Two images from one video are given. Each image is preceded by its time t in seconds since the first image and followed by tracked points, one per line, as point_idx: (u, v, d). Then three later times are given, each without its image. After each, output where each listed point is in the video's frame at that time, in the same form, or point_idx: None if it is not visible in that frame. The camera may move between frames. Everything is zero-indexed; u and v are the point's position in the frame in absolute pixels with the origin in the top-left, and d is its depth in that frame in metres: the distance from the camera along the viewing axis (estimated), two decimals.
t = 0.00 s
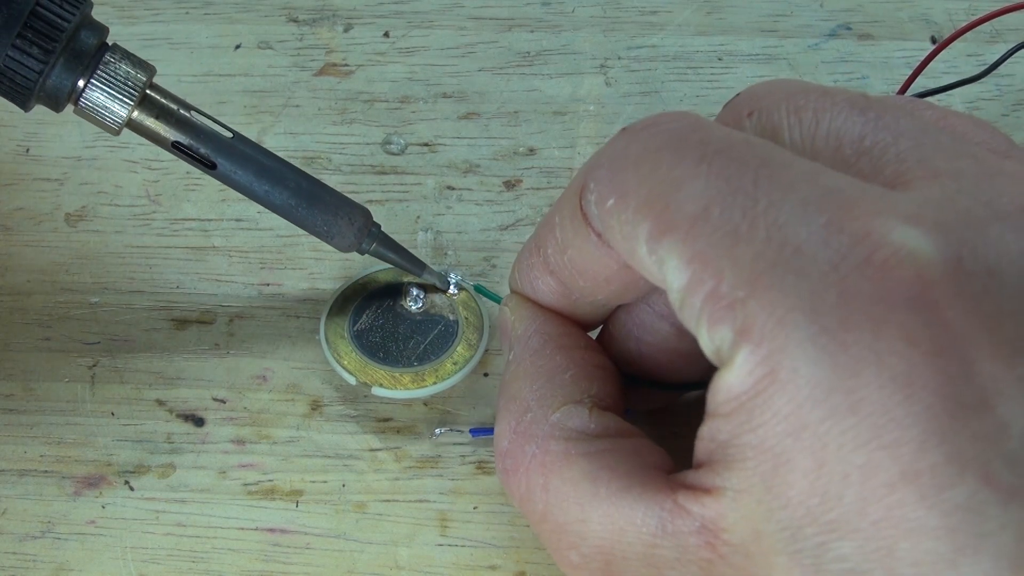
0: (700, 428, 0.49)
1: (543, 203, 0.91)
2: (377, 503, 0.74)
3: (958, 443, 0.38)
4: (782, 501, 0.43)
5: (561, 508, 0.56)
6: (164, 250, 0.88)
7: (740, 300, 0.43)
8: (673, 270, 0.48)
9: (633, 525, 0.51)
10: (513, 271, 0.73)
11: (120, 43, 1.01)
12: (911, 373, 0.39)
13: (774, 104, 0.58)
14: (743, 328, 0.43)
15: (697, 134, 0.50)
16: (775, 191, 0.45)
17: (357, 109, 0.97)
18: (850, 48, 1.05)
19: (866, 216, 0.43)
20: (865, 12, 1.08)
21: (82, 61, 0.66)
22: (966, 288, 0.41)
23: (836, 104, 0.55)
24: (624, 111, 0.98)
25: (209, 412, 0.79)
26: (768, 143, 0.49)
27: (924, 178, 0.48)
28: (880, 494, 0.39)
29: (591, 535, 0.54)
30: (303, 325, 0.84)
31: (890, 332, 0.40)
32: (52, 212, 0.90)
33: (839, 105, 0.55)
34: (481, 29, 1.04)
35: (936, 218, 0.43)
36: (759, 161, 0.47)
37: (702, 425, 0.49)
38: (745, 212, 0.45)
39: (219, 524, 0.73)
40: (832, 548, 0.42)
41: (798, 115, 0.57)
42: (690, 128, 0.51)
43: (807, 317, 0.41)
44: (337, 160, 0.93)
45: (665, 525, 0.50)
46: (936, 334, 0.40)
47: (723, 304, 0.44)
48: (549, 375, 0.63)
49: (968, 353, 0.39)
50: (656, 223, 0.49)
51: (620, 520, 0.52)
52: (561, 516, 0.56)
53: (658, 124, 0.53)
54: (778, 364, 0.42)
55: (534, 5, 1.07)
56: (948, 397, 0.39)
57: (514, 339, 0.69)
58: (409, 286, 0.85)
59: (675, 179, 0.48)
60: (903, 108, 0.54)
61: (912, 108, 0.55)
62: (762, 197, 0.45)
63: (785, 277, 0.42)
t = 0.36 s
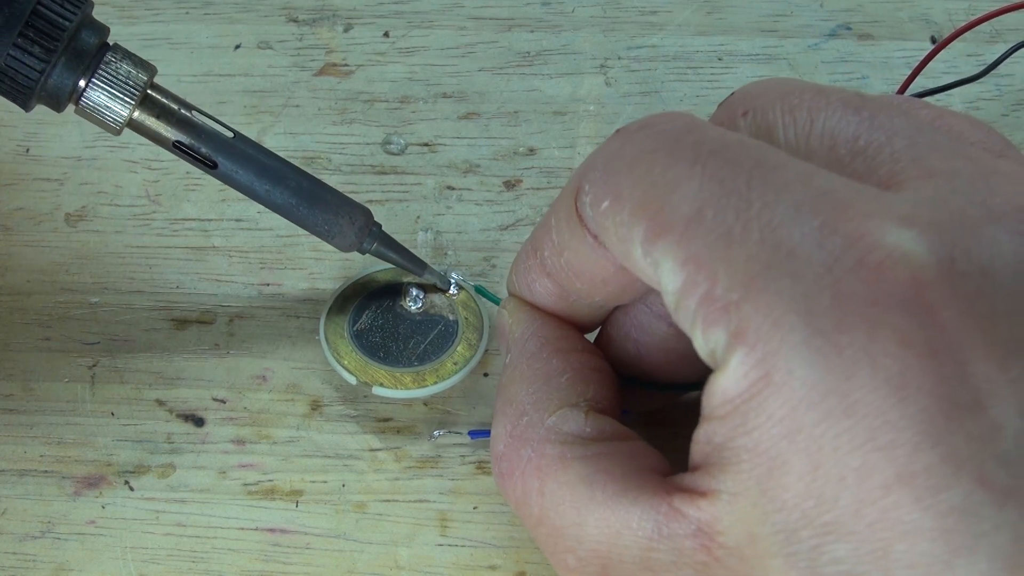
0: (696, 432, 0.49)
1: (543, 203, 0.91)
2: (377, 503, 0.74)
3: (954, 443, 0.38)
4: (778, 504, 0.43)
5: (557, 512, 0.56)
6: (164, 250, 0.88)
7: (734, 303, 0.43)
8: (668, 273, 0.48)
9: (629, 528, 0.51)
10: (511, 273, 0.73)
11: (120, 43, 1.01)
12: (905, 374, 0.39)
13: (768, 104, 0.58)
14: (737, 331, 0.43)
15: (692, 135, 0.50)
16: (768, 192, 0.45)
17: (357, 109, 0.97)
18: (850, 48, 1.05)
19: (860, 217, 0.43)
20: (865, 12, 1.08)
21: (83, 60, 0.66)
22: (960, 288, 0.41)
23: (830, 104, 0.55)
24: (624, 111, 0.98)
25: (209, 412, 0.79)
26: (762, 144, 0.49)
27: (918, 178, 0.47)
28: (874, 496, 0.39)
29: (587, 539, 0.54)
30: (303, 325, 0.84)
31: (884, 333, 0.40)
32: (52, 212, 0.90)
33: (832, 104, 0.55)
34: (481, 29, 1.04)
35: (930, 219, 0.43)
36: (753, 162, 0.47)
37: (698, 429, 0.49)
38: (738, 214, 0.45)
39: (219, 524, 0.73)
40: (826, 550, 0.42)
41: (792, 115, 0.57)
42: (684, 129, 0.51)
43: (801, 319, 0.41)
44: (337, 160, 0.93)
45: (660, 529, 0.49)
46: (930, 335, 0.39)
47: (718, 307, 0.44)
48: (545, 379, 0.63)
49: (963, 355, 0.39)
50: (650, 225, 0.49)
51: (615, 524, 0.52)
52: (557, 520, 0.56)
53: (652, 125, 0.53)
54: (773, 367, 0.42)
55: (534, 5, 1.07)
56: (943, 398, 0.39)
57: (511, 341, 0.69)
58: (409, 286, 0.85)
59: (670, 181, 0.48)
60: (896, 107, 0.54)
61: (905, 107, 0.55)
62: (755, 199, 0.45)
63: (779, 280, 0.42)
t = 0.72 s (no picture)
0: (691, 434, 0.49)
1: (543, 203, 0.91)
2: (377, 503, 0.74)
3: (948, 444, 0.38)
4: (772, 506, 0.43)
5: (554, 514, 0.56)
6: (164, 250, 0.88)
7: (727, 305, 0.43)
8: (662, 275, 0.48)
9: (625, 529, 0.51)
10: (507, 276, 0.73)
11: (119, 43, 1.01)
12: (898, 376, 0.39)
13: (762, 105, 0.58)
14: (731, 333, 0.43)
15: (685, 137, 0.50)
16: (761, 195, 0.45)
17: (357, 109, 0.97)
18: (850, 48, 1.05)
19: (852, 219, 0.43)
20: (865, 13, 1.08)
21: (84, 62, 0.66)
22: (952, 288, 0.41)
23: (823, 105, 0.55)
24: (624, 111, 0.98)
25: (209, 412, 0.79)
26: (755, 146, 0.49)
27: (911, 179, 0.48)
28: (869, 497, 0.39)
29: (583, 541, 0.54)
30: (303, 325, 0.84)
31: (877, 334, 0.40)
32: (52, 212, 0.90)
33: (825, 106, 0.55)
34: (481, 29, 1.04)
35: (922, 220, 0.43)
36: (746, 164, 0.47)
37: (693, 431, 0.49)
38: (732, 217, 0.45)
39: (220, 524, 0.73)
40: (821, 551, 0.42)
41: (786, 117, 0.57)
42: (677, 132, 0.51)
43: (795, 321, 0.41)
44: (337, 160, 0.93)
45: (656, 531, 0.49)
46: (922, 336, 0.40)
47: (712, 309, 0.44)
48: (542, 381, 0.64)
49: (955, 356, 0.39)
50: (644, 227, 0.49)
51: (611, 526, 0.52)
52: (554, 523, 0.56)
53: (646, 127, 0.53)
54: (767, 369, 0.42)
55: (534, 5, 1.07)
56: (936, 399, 0.39)
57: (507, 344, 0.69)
58: (410, 286, 0.85)
59: (663, 184, 0.48)
60: (888, 107, 0.54)
61: (897, 107, 0.55)
62: (748, 202, 0.45)
63: (773, 281, 0.42)
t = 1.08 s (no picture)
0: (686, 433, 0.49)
1: (543, 203, 0.91)
2: (377, 503, 0.74)
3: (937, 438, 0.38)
4: (764, 501, 0.43)
5: (548, 513, 0.56)
6: (164, 250, 0.88)
7: (719, 302, 0.43)
8: (654, 274, 0.47)
9: (620, 527, 0.51)
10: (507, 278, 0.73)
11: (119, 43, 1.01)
12: (888, 371, 0.39)
13: (757, 103, 0.58)
14: (723, 330, 0.43)
15: (676, 137, 0.50)
16: (752, 192, 0.45)
17: (357, 109, 0.97)
18: (849, 48, 1.05)
19: (842, 216, 0.43)
20: (865, 12, 1.08)
21: (79, 61, 0.65)
22: (942, 283, 0.41)
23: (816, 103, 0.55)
24: (624, 111, 0.98)
25: (209, 412, 0.79)
26: (746, 144, 0.49)
27: (903, 176, 0.48)
28: (859, 491, 0.39)
29: (577, 541, 0.54)
30: (303, 325, 0.84)
31: (867, 329, 0.40)
32: (52, 212, 0.90)
33: (818, 104, 0.55)
34: (481, 29, 1.04)
35: (912, 216, 0.43)
36: (737, 163, 0.47)
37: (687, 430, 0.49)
38: (723, 215, 0.45)
39: (220, 524, 0.73)
40: (812, 546, 0.42)
41: (779, 115, 0.57)
42: (668, 131, 0.50)
43: (785, 317, 0.41)
44: (337, 160, 0.93)
45: (650, 529, 0.49)
46: (912, 332, 0.39)
47: (704, 307, 0.44)
48: (537, 381, 0.63)
49: (945, 351, 0.39)
50: (637, 227, 0.48)
51: (606, 524, 0.52)
52: (549, 522, 0.56)
53: (637, 127, 0.52)
54: (758, 365, 0.42)
55: (534, 5, 1.07)
56: (926, 394, 0.39)
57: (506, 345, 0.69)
58: (412, 286, 0.85)
59: (655, 183, 0.48)
60: (880, 105, 0.54)
61: (890, 105, 0.55)
62: (739, 200, 0.45)
63: (763, 278, 0.42)
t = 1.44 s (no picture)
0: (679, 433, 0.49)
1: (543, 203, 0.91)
2: (377, 503, 0.74)
3: (926, 439, 0.38)
4: (755, 504, 0.43)
5: (546, 513, 0.56)
6: (164, 250, 0.88)
7: (704, 302, 0.44)
8: (642, 274, 0.48)
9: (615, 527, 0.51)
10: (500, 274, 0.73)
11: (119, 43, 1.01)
12: (874, 371, 0.39)
13: (748, 91, 0.59)
14: (708, 330, 0.43)
15: (662, 131, 0.50)
16: (737, 188, 0.45)
17: (357, 109, 0.97)
18: (849, 48, 1.05)
19: (826, 212, 0.43)
20: (865, 12, 1.08)
21: (69, 49, 0.66)
22: (930, 279, 0.40)
23: (807, 92, 0.56)
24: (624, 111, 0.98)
25: (209, 412, 0.79)
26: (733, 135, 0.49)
27: (891, 169, 0.48)
28: (850, 493, 0.39)
29: (576, 540, 0.54)
30: (303, 325, 0.84)
31: (852, 329, 0.40)
32: (52, 212, 0.90)
33: (808, 93, 0.56)
34: (481, 29, 1.04)
35: (898, 212, 0.43)
36: (722, 157, 0.47)
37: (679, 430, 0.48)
38: (706, 212, 0.45)
39: (220, 524, 0.73)
40: (804, 549, 0.42)
41: (770, 104, 0.57)
42: (655, 125, 0.51)
43: (769, 317, 0.41)
44: (337, 160, 0.93)
45: (645, 529, 0.49)
46: (898, 330, 0.39)
47: (689, 307, 0.45)
48: (532, 380, 0.63)
49: (934, 349, 0.39)
50: (624, 225, 0.49)
51: (601, 524, 0.52)
52: (547, 522, 0.56)
53: (624, 121, 0.52)
54: (743, 365, 0.42)
55: (534, 5, 1.07)
56: (913, 392, 0.38)
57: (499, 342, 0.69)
58: (407, 288, 0.85)
59: (642, 181, 0.49)
60: (871, 93, 0.54)
61: (883, 92, 0.55)
62: (722, 197, 0.45)
63: (747, 278, 0.42)
